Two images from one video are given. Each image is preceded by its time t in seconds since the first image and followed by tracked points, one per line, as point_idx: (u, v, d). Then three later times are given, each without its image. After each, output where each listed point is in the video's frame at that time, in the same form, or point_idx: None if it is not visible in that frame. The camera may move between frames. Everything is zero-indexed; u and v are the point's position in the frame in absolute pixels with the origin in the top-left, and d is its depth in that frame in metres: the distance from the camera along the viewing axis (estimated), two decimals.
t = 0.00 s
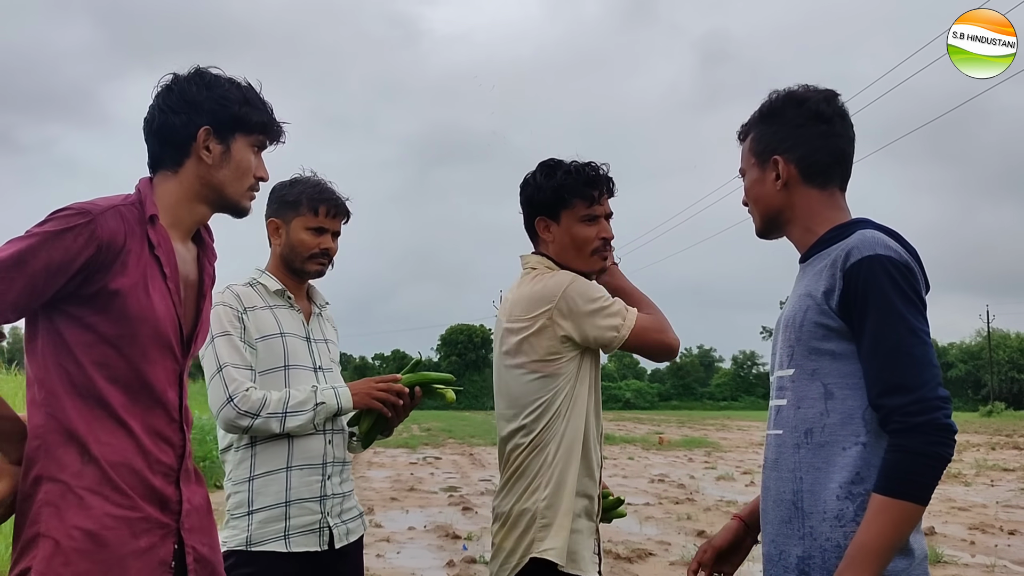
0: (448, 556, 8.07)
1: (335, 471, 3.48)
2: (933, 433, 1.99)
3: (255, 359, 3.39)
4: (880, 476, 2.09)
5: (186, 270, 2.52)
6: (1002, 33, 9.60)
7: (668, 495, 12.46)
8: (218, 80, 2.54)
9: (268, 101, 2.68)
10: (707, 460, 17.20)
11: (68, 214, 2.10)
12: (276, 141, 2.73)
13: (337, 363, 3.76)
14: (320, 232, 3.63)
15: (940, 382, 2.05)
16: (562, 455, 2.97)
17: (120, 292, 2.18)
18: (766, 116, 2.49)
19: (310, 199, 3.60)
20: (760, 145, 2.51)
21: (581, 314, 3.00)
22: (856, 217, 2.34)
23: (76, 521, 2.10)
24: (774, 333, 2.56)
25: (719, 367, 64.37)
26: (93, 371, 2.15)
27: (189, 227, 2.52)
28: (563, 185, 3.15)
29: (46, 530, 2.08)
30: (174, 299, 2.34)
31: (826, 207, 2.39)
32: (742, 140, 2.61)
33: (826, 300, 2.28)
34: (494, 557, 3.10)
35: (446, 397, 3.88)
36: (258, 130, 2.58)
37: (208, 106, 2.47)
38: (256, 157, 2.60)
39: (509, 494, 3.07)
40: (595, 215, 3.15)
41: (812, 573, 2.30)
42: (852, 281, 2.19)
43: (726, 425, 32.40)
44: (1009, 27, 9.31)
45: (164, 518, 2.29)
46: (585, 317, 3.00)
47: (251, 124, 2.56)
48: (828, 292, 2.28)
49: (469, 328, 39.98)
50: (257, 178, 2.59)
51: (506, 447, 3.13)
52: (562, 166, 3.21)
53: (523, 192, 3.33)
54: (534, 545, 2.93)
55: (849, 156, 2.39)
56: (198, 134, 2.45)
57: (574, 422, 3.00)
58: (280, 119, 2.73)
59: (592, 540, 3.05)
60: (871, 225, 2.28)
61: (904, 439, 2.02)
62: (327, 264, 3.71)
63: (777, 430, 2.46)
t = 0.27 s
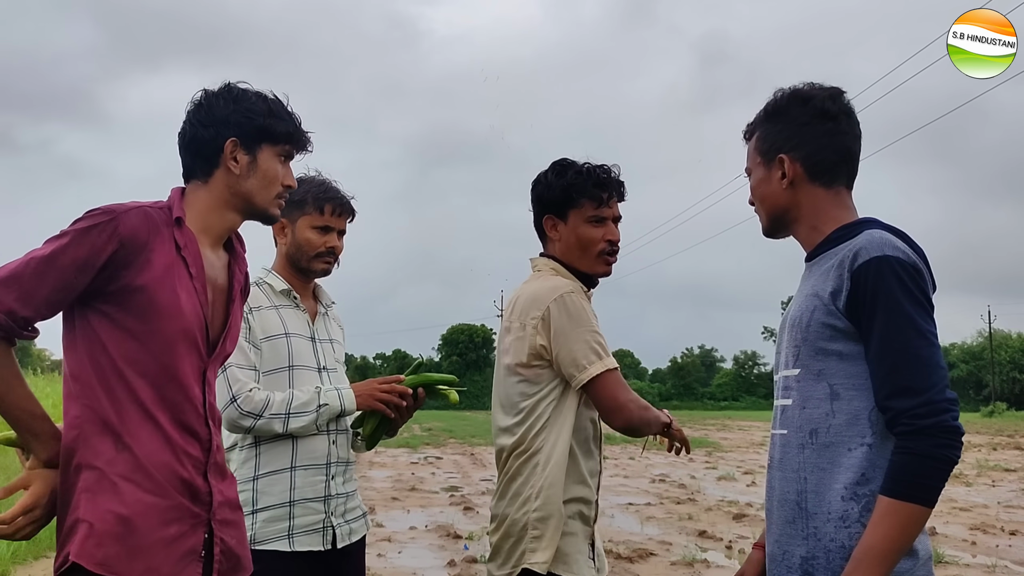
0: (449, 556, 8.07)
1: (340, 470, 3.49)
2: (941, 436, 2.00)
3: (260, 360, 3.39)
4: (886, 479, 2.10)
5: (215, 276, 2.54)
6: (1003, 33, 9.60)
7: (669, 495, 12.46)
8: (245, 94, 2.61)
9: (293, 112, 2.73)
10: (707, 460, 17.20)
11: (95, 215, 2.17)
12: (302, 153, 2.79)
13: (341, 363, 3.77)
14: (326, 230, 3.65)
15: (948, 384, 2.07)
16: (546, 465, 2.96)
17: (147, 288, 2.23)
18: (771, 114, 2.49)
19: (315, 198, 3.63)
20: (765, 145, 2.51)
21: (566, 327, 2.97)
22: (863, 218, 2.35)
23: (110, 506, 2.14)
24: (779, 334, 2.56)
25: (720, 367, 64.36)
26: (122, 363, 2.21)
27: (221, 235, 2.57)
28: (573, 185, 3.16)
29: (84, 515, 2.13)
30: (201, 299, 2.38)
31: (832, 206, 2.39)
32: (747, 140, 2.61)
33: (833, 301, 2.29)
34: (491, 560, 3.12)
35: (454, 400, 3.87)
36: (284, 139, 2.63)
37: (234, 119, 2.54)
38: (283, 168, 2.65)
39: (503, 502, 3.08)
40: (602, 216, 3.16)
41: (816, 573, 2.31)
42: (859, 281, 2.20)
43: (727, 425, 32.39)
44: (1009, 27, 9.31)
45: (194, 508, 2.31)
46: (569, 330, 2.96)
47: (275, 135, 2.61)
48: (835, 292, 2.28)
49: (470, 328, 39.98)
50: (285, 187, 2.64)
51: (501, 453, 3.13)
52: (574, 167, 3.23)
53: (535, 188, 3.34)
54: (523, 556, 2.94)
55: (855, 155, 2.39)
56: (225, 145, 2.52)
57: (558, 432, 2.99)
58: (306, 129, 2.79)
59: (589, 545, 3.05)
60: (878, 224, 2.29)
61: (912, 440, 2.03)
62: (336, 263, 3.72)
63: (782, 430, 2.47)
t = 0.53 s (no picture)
0: (449, 554, 8.04)
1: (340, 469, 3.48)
2: (944, 435, 1.99)
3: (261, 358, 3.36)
4: (889, 479, 2.09)
5: (239, 275, 2.53)
6: (1004, 32, 9.58)
7: (669, 493, 12.43)
8: (263, 102, 2.63)
9: (313, 117, 2.73)
10: (708, 459, 17.17)
11: (111, 218, 2.27)
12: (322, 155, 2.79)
13: (343, 361, 3.75)
14: (331, 227, 3.63)
15: (953, 382, 2.05)
16: (547, 467, 2.96)
17: (163, 286, 2.30)
18: (775, 111, 2.48)
19: (319, 195, 3.62)
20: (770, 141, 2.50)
21: (557, 325, 2.94)
22: (869, 215, 2.33)
23: (131, 494, 2.22)
24: (784, 331, 2.55)
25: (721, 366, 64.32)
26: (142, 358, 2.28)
27: (245, 238, 2.58)
28: (574, 181, 3.15)
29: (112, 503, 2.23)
30: (223, 296, 2.40)
31: (837, 202, 2.38)
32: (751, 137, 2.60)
33: (838, 298, 2.28)
34: (493, 558, 3.12)
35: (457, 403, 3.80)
36: (302, 143, 2.63)
37: (250, 127, 2.56)
38: (302, 172, 2.64)
39: (505, 502, 3.08)
40: (602, 212, 3.14)
41: (818, 572, 2.30)
42: (864, 279, 2.19)
43: (727, 423, 32.36)
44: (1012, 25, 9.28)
45: (215, 500, 2.31)
46: (560, 328, 2.93)
47: (292, 141, 2.60)
48: (840, 289, 2.27)
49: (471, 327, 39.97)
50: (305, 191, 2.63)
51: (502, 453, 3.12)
52: (576, 164, 3.22)
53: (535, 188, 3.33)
54: (524, 557, 2.95)
55: (861, 151, 2.37)
56: (242, 153, 2.54)
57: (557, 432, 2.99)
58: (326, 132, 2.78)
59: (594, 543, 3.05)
60: (883, 221, 2.28)
61: (916, 440, 2.02)
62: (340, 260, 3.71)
63: (786, 427, 2.46)
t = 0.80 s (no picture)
0: (447, 552, 8.03)
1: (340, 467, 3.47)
2: (946, 434, 1.98)
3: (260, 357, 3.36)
4: (891, 478, 2.08)
5: (248, 272, 2.51)
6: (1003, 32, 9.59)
7: (668, 491, 12.41)
8: (269, 102, 2.62)
9: (320, 115, 2.71)
10: (707, 457, 17.15)
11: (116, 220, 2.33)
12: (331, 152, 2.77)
13: (344, 359, 3.74)
14: (332, 225, 3.62)
15: (955, 381, 2.04)
16: (542, 470, 2.96)
17: (166, 282, 2.32)
18: (777, 107, 2.46)
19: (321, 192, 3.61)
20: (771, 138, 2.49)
21: (541, 329, 2.89)
22: (871, 212, 2.32)
23: (132, 488, 2.23)
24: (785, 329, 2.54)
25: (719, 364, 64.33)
26: (146, 353, 2.30)
27: (255, 237, 2.58)
28: (572, 177, 3.14)
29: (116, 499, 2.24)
30: (229, 291, 2.39)
31: (839, 200, 2.37)
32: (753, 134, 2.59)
33: (840, 296, 2.27)
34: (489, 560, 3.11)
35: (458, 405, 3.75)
36: (308, 142, 2.61)
37: (256, 128, 2.55)
38: (309, 170, 2.62)
39: (500, 505, 3.07)
40: (599, 209, 3.13)
41: (819, 570, 2.29)
42: (866, 277, 2.18)
43: (726, 422, 32.36)
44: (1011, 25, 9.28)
45: (214, 493, 2.29)
46: (544, 332, 2.87)
47: (297, 140, 2.59)
48: (842, 287, 2.26)
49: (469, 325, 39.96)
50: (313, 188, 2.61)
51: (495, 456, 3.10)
52: (574, 161, 3.21)
53: (535, 183, 3.32)
54: (521, 560, 2.92)
55: (863, 148, 2.36)
56: (248, 154, 2.53)
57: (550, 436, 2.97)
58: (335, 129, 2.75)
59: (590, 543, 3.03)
60: (885, 219, 2.27)
61: (917, 439, 2.01)
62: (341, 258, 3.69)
63: (787, 426, 2.45)
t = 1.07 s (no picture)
0: (445, 551, 8.02)
1: (338, 466, 3.46)
2: (945, 433, 1.98)
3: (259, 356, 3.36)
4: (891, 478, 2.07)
5: (247, 271, 2.51)
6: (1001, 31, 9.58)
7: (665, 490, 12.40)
8: (260, 102, 2.62)
9: (313, 113, 2.70)
10: (705, 456, 17.15)
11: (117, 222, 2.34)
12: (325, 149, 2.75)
13: (345, 358, 3.73)
14: (332, 224, 3.60)
15: (954, 380, 2.03)
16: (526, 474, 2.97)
17: (164, 281, 2.32)
18: (778, 105, 2.45)
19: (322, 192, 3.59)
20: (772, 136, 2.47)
21: (527, 332, 2.86)
22: (872, 211, 2.32)
23: (116, 481, 2.22)
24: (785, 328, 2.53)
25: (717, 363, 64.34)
26: (142, 349, 2.29)
27: (253, 237, 2.57)
28: (569, 176, 3.14)
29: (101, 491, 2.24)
30: (227, 291, 2.39)
31: (840, 198, 2.36)
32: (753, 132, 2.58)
33: (840, 295, 2.27)
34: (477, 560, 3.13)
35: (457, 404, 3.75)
36: (297, 139, 2.59)
37: (245, 127, 2.55)
38: (300, 168, 2.60)
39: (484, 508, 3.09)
40: (597, 208, 3.12)
41: (820, 570, 2.28)
42: (865, 275, 2.17)
43: (723, 421, 32.36)
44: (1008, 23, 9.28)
45: (198, 487, 2.27)
46: (528, 337, 2.85)
47: (285, 138, 2.57)
48: (841, 286, 2.26)
49: (467, 323, 39.95)
50: (304, 185, 2.59)
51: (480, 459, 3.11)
52: (571, 160, 3.20)
53: (531, 182, 3.31)
54: (509, 563, 2.94)
55: (864, 146, 2.35)
56: (237, 152, 2.54)
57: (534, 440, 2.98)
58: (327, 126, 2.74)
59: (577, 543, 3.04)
60: (885, 218, 2.26)
61: (916, 438, 2.01)
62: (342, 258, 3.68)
63: (788, 425, 2.44)
